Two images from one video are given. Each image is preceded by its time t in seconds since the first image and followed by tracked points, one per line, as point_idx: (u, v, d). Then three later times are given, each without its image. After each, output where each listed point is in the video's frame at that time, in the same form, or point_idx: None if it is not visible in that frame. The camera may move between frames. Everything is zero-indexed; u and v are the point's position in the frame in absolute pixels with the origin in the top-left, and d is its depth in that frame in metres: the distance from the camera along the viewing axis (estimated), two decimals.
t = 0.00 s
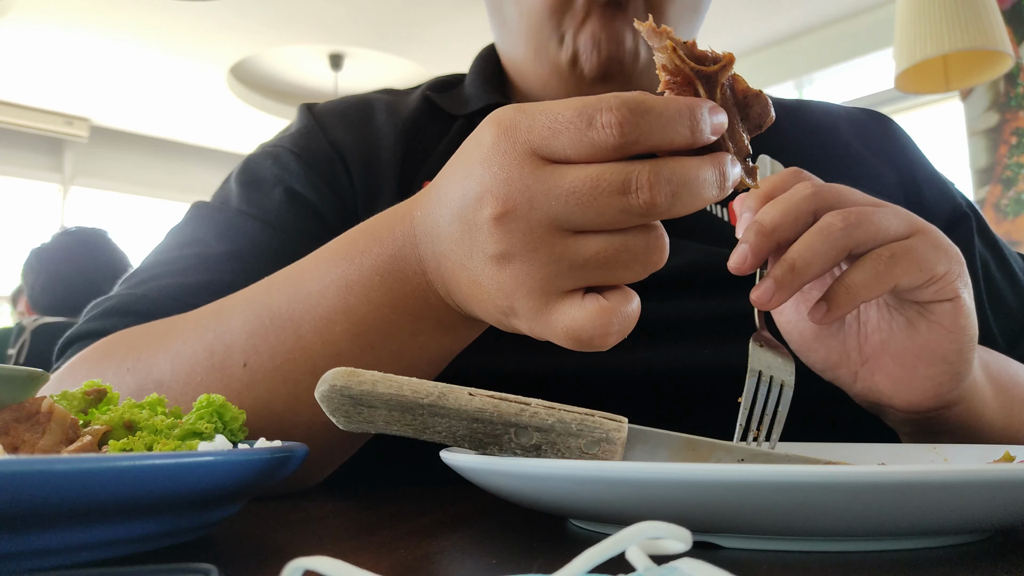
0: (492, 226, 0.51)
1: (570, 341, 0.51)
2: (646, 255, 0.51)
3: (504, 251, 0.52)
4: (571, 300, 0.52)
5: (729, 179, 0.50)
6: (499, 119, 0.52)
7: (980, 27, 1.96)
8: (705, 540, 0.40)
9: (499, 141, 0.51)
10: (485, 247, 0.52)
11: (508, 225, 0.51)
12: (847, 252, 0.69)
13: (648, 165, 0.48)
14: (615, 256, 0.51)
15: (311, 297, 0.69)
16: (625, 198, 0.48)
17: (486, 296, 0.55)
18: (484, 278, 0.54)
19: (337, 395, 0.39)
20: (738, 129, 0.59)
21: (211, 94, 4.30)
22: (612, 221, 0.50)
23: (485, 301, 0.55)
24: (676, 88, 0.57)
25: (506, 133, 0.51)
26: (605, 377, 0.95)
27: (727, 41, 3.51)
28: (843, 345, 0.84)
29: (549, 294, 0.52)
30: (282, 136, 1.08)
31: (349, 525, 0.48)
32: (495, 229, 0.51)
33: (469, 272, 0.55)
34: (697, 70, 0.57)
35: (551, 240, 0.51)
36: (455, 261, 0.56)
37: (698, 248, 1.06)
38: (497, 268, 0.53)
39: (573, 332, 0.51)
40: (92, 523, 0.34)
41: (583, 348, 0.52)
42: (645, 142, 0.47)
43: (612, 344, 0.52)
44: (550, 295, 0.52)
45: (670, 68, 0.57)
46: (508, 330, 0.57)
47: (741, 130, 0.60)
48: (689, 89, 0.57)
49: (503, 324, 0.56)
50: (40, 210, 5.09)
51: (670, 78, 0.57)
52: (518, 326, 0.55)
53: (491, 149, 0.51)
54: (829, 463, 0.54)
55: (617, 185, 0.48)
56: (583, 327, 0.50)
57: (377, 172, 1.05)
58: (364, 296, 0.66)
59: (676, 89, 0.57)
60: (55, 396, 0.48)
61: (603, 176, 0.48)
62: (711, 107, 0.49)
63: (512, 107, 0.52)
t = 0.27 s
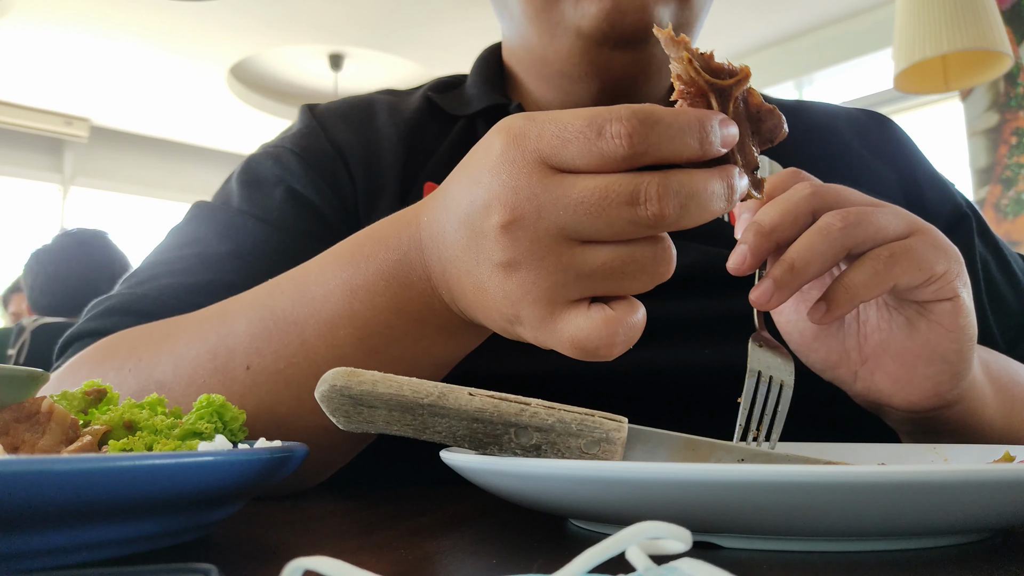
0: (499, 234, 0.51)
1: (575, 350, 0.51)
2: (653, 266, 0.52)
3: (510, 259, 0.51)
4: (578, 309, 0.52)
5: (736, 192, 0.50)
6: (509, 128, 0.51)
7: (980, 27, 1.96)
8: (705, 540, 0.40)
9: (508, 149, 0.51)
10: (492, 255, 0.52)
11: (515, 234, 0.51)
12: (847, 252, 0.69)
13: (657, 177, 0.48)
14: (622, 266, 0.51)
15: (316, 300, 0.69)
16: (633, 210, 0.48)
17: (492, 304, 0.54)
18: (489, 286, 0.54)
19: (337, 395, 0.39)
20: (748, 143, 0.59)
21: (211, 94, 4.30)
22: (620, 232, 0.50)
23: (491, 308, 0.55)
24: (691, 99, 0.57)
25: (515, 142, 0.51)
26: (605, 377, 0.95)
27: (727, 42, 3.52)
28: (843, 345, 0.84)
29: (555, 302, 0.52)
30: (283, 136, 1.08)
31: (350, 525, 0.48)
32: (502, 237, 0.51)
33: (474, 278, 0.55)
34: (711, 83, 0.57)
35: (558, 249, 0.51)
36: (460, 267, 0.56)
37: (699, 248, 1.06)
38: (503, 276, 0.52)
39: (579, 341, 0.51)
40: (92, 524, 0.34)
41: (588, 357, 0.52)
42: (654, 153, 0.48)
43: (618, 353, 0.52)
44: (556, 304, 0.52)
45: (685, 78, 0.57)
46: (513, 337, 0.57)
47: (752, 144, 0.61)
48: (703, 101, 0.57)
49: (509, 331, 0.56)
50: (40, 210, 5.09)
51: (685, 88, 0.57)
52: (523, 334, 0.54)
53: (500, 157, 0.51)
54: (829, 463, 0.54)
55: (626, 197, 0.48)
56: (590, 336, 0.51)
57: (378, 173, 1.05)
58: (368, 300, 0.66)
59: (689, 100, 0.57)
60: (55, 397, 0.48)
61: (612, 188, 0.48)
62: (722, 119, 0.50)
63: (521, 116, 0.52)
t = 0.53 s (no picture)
0: (505, 236, 0.51)
1: (581, 352, 0.52)
2: (657, 269, 0.51)
3: (516, 262, 0.52)
4: (583, 312, 0.52)
5: (742, 196, 0.50)
6: (515, 131, 0.52)
7: (980, 27, 1.96)
8: (705, 540, 0.40)
9: (514, 152, 0.51)
10: (498, 258, 0.53)
11: (522, 237, 0.51)
12: (846, 253, 0.69)
13: (663, 180, 0.48)
14: (627, 269, 0.51)
15: (319, 301, 0.69)
16: (639, 214, 0.48)
17: (498, 306, 0.55)
18: (495, 288, 0.54)
19: (337, 395, 0.39)
20: (752, 148, 0.60)
21: (211, 94, 4.30)
22: (625, 236, 0.50)
23: (496, 310, 0.55)
24: (696, 104, 0.57)
25: (522, 144, 0.51)
26: (605, 377, 0.95)
27: (727, 42, 3.52)
28: (842, 345, 0.84)
29: (561, 305, 0.52)
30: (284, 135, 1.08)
31: (350, 525, 0.48)
32: (508, 239, 0.51)
33: (479, 280, 0.55)
34: (717, 88, 0.57)
35: (564, 252, 0.51)
36: (465, 269, 0.56)
37: (699, 248, 1.06)
38: (508, 278, 0.53)
39: (584, 343, 0.51)
40: (92, 524, 0.34)
41: (593, 361, 0.52)
42: (660, 155, 0.47)
43: (622, 356, 0.52)
44: (561, 306, 0.52)
45: (691, 83, 0.57)
46: (517, 339, 0.57)
47: (756, 150, 0.61)
48: (708, 105, 0.57)
49: (514, 333, 0.56)
50: (40, 210, 5.09)
51: (690, 93, 0.57)
52: (528, 337, 0.55)
53: (506, 160, 0.51)
54: (829, 463, 0.54)
55: (633, 200, 0.48)
56: (595, 339, 0.51)
57: (379, 174, 1.05)
58: (372, 303, 0.66)
59: (695, 105, 0.57)
60: (55, 397, 0.48)
61: (618, 191, 0.48)
62: (727, 123, 0.49)
63: (528, 120, 0.52)
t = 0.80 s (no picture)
0: (502, 233, 0.51)
1: (579, 348, 0.51)
2: (656, 264, 0.51)
3: (514, 258, 0.52)
4: (581, 308, 0.52)
5: (739, 190, 0.50)
6: (511, 128, 0.52)
7: (980, 27, 1.96)
8: (705, 540, 0.40)
9: (511, 149, 0.51)
10: (495, 254, 0.53)
11: (519, 233, 0.51)
12: (847, 254, 0.69)
13: (659, 175, 0.48)
14: (625, 265, 0.51)
15: (320, 302, 0.69)
16: (636, 207, 0.48)
17: (496, 303, 0.55)
18: (493, 285, 0.54)
19: (337, 395, 0.39)
20: (748, 144, 0.60)
21: (211, 94, 4.31)
22: (622, 231, 0.49)
23: (495, 308, 0.55)
24: (689, 99, 0.57)
25: (518, 141, 0.51)
26: (605, 377, 0.95)
27: (727, 42, 3.52)
28: (842, 347, 0.84)
29: (559, 301, 0.52)
30: (283, 135, 1.08)
31: (350, 525, 0.48)
32: (505, 236, 0.51)
33: (477, 277, 0.55)
34: (711, 82, 0.57)
35: (562, 248, 0.51)
36: (463, 266, 0.56)
37: (699, 248, 1.06)
38: (507, 275, 0.53)
39: (582, 339, 0.51)
40: (92, 524, 0.34)
41: (591, 356, 0.52)
42: (657, 149, 0.47)
43: (621, 352, 0.52)
44: (560, 303, 0.52)
45: (684, 78, 0.57)
46: (516, 337, 0.57)
47: (752, 146, 0.61)
48: (702, 100, 0.57)
49: (513, 330, 0.56)
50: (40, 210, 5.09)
51: (684, 88, 0.57)
52: (527, 333, 0.55)
53: (503, 157, 0.51)
54: (829, 463, 0.54)
55: (629, 195, 0.48)
56: (593, 335, 0.50)
57: (378, 174, 1.05)
58: (372, 302, 0.66)
59: (688, 100, 0.57)
60: (55, 397, 0.48)
61: (614, 186, 0.48)
62: (722, 118, 0.49)
63: (524, 117, 0.52)
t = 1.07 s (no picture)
0: (499, 230, 0.51)
1: (577, 346, 0.51)
2: (653, 260, 0.51)
3: (511, 256, 0.52)
4: (578, 305, 0.52)
5: (737, 187, 0.50)
6: (509, 126, 0.52)
7: (980, 27, 1.96)
8: (705, 540, 0.40)
9: (508, 146, 0.51)
10: (493, 252, 0.53)
11: (516, 231, 0.51)
12: (846, 256, 0.69)
13: (656, 170, 0.48)
14: (622, 262, 0.51)
15: (320, 302, 0.69)
16: (632, 204, 0.48)
17: (494, 301, 0.55)
18: (491, 283, 0.54)
19: (337, 395, 0.39)
20: (747, 142, 0.59)
21: (211, 94, 4.31)
22: (619, 228, 0.49)
23: (493, 306, 0.55)
24: (687, 96, 0.57)
25: (515, 138, 0.51)
26: (605, 377, 0.95)
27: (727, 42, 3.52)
28: (843, 349, 0.84)
29: (556, 299, 0.52)
30: (283, 134, 1.08)
31: (350, 525, 0.48)
32: (502, 233, 0.51)
33: (475, 275, 0.55)
34: (708, 79, 0.57)
35: (559, 245, 0.51)
36: (461, 264, 0.56)
37: (699, 248, 1.06)
38: (505, 273, 0.53)
39: (580, 336, 0.51)
40: (92, 524, 0.34)
41: (589, 354, 0.52)
42: (655, 147, 0.47)
43: (619, 350, 0.51)
44: (557, 300, 0.52)
45: (682, 75, 0.57)
46: (515, 335, 0.57)
47: (751, 143, 0.61)
48: (700, 97, 0.57)
49: (511, 329, 0.56)
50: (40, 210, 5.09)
51: (682, 86, 0.57)
52: (525, 331, 0.55)
53: (500, 154, 0.52)
54: (829, 463, 0.54)
55: (625, 190, 0.48)
56: (591, 332, 0.50)
57: (378, 173, 1.05)
58: (372, 301, 0.66)
59: (686, 97, 0.57)
60: (55, 397, 0.48)
61: (611, 182, 0.48)
62: (720, 114, 0.49)
63: (521, 115, 0.52)
